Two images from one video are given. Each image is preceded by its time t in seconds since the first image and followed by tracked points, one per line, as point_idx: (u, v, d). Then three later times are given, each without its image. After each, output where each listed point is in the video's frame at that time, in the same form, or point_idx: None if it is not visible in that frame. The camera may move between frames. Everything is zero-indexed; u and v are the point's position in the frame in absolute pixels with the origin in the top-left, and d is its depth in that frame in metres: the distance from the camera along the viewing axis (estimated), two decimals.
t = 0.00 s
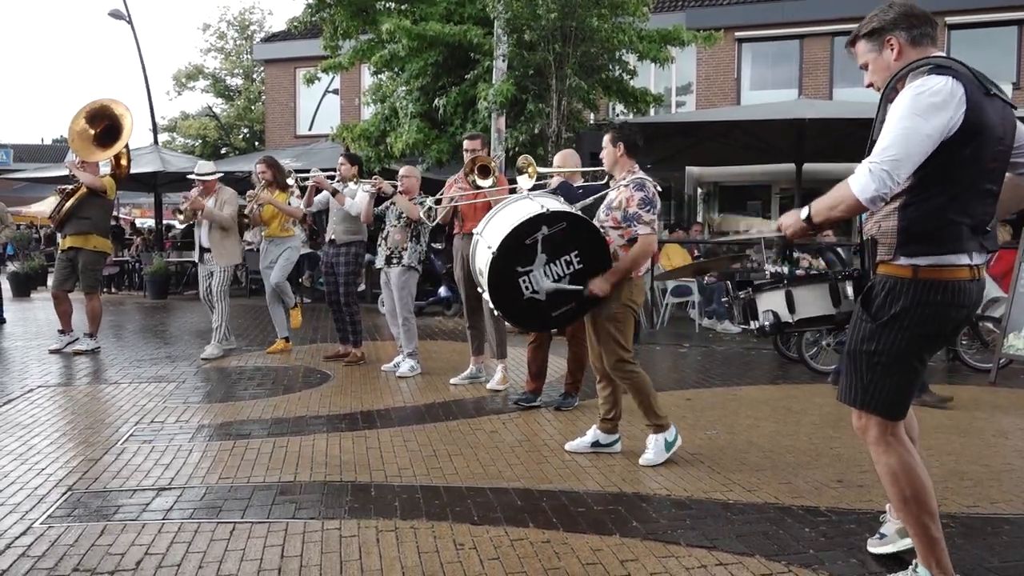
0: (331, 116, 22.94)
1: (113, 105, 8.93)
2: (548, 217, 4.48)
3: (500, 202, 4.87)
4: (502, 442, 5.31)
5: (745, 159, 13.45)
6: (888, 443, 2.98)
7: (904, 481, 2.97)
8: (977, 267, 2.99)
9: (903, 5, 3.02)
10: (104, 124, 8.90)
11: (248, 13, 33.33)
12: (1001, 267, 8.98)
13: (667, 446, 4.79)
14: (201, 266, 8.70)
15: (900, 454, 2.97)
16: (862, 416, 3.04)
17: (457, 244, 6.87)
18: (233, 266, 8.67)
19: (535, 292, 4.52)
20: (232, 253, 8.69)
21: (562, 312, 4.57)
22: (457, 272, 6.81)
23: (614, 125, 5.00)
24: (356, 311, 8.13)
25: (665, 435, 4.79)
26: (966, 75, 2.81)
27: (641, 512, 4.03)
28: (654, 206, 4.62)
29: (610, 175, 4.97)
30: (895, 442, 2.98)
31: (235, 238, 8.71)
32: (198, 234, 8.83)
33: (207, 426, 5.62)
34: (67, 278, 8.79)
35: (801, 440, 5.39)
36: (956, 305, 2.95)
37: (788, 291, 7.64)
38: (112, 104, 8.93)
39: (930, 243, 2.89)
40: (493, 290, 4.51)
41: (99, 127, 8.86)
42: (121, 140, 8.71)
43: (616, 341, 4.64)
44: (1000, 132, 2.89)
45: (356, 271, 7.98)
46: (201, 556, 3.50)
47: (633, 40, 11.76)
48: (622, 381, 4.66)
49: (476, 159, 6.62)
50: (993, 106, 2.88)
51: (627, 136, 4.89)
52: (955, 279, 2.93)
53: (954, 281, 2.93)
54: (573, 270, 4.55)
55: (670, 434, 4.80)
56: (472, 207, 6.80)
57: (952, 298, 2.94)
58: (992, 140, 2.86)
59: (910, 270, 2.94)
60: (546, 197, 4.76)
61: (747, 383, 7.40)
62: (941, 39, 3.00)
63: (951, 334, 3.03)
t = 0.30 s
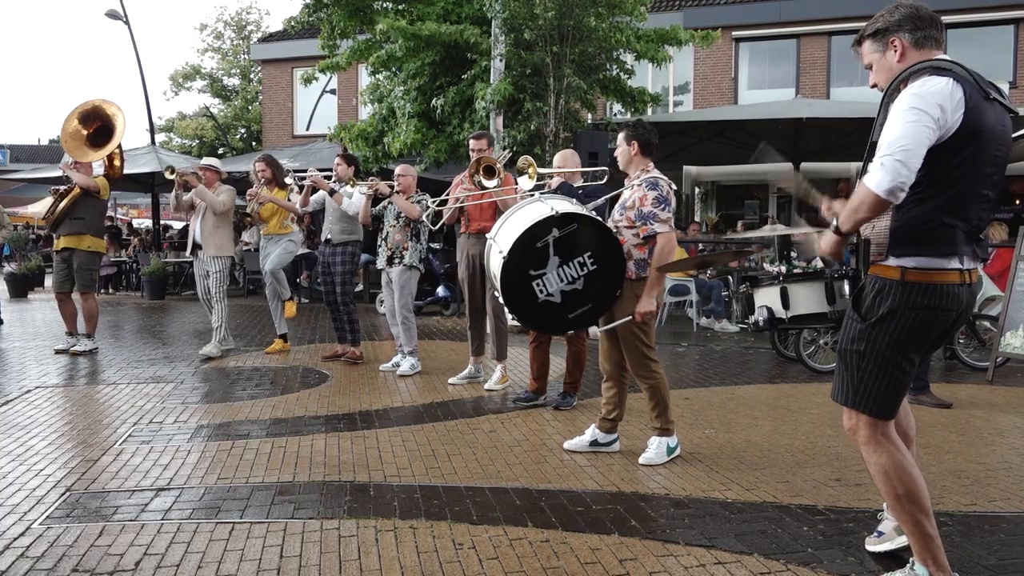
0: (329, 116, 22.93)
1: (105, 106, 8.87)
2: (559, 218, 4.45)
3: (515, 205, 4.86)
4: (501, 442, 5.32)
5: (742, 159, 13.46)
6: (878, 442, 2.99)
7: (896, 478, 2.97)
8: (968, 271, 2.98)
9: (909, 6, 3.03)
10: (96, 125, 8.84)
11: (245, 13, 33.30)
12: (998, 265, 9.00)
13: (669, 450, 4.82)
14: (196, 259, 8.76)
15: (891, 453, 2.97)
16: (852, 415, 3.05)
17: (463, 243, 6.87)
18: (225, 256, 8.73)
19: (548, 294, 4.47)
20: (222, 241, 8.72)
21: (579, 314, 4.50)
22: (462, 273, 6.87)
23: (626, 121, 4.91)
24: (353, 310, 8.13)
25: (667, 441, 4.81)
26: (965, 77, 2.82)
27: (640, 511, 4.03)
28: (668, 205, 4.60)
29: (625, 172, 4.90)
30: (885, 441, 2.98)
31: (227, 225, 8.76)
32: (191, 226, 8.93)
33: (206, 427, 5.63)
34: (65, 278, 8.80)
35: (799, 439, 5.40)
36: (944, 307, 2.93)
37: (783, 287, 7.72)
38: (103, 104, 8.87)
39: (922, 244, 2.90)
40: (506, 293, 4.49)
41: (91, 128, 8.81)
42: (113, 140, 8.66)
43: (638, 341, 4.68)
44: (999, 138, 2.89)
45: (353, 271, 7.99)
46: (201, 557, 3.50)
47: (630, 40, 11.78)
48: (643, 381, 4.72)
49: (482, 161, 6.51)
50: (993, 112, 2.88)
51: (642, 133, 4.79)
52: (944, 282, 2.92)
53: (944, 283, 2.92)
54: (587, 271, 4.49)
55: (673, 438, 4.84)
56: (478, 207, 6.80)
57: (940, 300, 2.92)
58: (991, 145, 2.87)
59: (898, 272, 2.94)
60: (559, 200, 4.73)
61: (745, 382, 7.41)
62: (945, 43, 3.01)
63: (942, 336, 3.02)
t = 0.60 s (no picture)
0: (329, 110, 22.91)
1: (98, 95, 8.78)
2: (577, 214, 4.43)
3: (531, 201, 4.83)
4: (501, 436, 5.34)
5: (743, 155, 13.46)
6: (874, 437, 3.00)
7: (892, 474, 2.98)
8: (967, 271, 2.98)
9: (905, 10, 3.02)
10: (89, 115, 8.76)
11: (246, 6, 33.25)
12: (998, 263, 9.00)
13: (668, 445, 4.84)
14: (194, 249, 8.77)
15: (887, 448, 2.98)
16: (848, 411, 3.06)
17: (471, 238, 6.82)
18: (223, 245, 8.76)
19: (566, 290, 4.44)
20: (219, 230, 8.72)
21: (596, 310, 4.48)
22: (466, 268, 6.90)
23: (644, 117, 4.92)
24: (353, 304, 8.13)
25: (667, 437, 4.83)
26: (966, 77, 2.81)
27: (639, 506, 4.05)
28: (688, 200, 4.62)
29: (642, 168, 4.90)
30: (880, 436, 3.00)
31: (226, 214, 8.77)
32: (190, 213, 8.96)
33: (206, 419, 5.64)
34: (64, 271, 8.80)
35: (798, 434, 5.41)
36: (942, 307, 2.94)
37: (783, 285, 7.81)
38: (96, 93, 8.77)
39: (922, 244, 2.90)
40: (524, 290, 4.45)
41: (85, 118, 8.72)
42: (111, 133, 8.65)
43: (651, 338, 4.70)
44: (1001, 138, 2.89)
45: (353, 264, 7.99)
46: (200, 548, 3.51)
47: (631, 35, 11.77)
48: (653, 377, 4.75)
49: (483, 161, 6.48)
50: (995, 112, 2.87)
51: (660, 129, 4.80)
52: (943, 283, 2.92)
53: (942, 284, 2.92)
54: (604, 267, 4.47)
55: (673, 434, 4.85)
56: (485, 202, 6.75)
57: (938, 300, 2.92)
58: (993, 145, 2.86)
59: (897, 272, 2.94)
60: (577, 196, 4.69)
61: (744, 378, 7.43)
62: (945, 43, 3.00)
63: (938, 335, 3.02)
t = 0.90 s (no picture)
0: (330, 109, 22.90)
1: (99, 94, 8.86)
2: (593, 210, 4.41)
3: (543, 196, 4.80)
4: (502, 435, 5.34)
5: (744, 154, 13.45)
6: (875, 438, 2.99)
7: (892, 475, 2.97)
8: (966, 272, 2.97)
9: (907, 9, 3.00)
10: (86, 113, 8.83)
11: (247, 5, 33.24)
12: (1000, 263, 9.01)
13: (669, 445, 4.83)
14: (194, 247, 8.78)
15: (887, 449, 2.98)
16: (849, 412, 3.05)
17: (475, 238, 6.80)
18: (223, 243, 8.77)
19: (577, 287, 4.41)
20: (218, 227, 8.72)
21: (605, 308, 4.45)
22: (468, 269, 6.86)
23: (655, 116, 4.92)
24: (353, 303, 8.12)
25: (668, 437, 4.83)
26: (967, 78, 2.81)
27: (640, 506, 4.04)
28: (700, 199, 4.63)
29: (655, 168, 4.93)
30: (881, 437, 2.99)
31: (225, 211, 8.76)
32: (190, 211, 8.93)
33: (206, 418, 5.64)
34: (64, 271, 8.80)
35: (799, 434, 5.41)
36: (941, 308, 2.94)
37: (780, 281, 7.75)
38: (96, 93, 8.84)
39: (921, 245, 2.90)
40: (537, 285, 4.39)
41: (83, 116, 8.79)
42: (110, 132, 8.74)
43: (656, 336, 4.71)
44: (1001, 140, 2.88)
45: (353, 263, 7.98)
46: (201, 548, 3.51)
47: (632, 34, 11.76)
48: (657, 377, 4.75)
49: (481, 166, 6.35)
50: (996, 113, 2.87)
51: (674, 129, 4.82)
52: (943, 283, 2.92)
53: (942, 284, 2.92)
54: (616, 265, 4.46)
55: (674, 435, 4.85)
56: (489, 202, 6.75)
57: (939, 301, 2.92)
58: (994, 147, 2.86)
59: (897, 272, 2.94)
60: (590, 193, 4.70)
61: (745, 378, 7.43)
62: (947, 42, 2.98)
63: (937, 336, 3.02)
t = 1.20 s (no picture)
0: (332, 110, 22.91)
1: (99, 95, 8.82)
2: (602, 213, 4.44)
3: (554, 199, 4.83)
4: (504, 437, 5.34)
5: (746, 155, 13.44)
6: (878, 439, 2.99)
7: (896, 477, 2.97)
8: (969, 273, 2.98)
9: (920, 9, 3.00)
10: (85, 113, 8.81)
11: (250, 6, 33.25)
12: (1002, 264, 9.00)
13: (672, 446, 4.82)
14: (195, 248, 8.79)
15: (891, 451, 2.98)
16: (853, 414, 3.05)
17: (478, 238, 6.83)
18: (224, 243, 8.78)
19: (587, 289, 4.43)
20: (220, 229, 8.74)
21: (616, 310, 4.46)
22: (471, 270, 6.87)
23: (661, 116, 4.91)
24: (354, 304, 8.12)
25: (671, 438, 4.82)
26: (972, 81, 2.80)
27: (643, 508, 4.03)
28: (709, 201, 4.65)
29: (661, 168, 4.92)
30: (885, 439, 2.99)
31: (226, 212, 8.77)
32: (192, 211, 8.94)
33: (209, 419, 5.64)
34: (66, 271, 8.82)
35: (802, 436, 5.40)
36: (945, 308, 2.94)
37: (783, 281, 7.83)
38: (96, 93, 8.82)
39: (923, 248, 2.89)
40: (546, 289, 4.45)
41: (81, 117, 8.78)
42: (110, 133, 8.74)
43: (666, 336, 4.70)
44: (1007, 144, 2.87)
45: (354, 264, 7.98)
46: (204, 549, 3.51)
47: (635, 35, 11.76)
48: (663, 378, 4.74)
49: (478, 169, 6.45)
50: (1003, 116, 2.85)
51: (680, 128, 4.82)
52: (946, 283, 2.92)
53: (946, 284, 2.91)
54: (626, 267, 4.46)
55: (676, 435, 4.84)
56: (492, 203, 6.74)
57: (942, 302, 2.92)
58: (999, 149, 2.84)
59: (901, 272, 2.93)
60: (601, 195, 4.72)
61: (747, 379, 7.42)
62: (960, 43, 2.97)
63: (941, 336, 3.02)
